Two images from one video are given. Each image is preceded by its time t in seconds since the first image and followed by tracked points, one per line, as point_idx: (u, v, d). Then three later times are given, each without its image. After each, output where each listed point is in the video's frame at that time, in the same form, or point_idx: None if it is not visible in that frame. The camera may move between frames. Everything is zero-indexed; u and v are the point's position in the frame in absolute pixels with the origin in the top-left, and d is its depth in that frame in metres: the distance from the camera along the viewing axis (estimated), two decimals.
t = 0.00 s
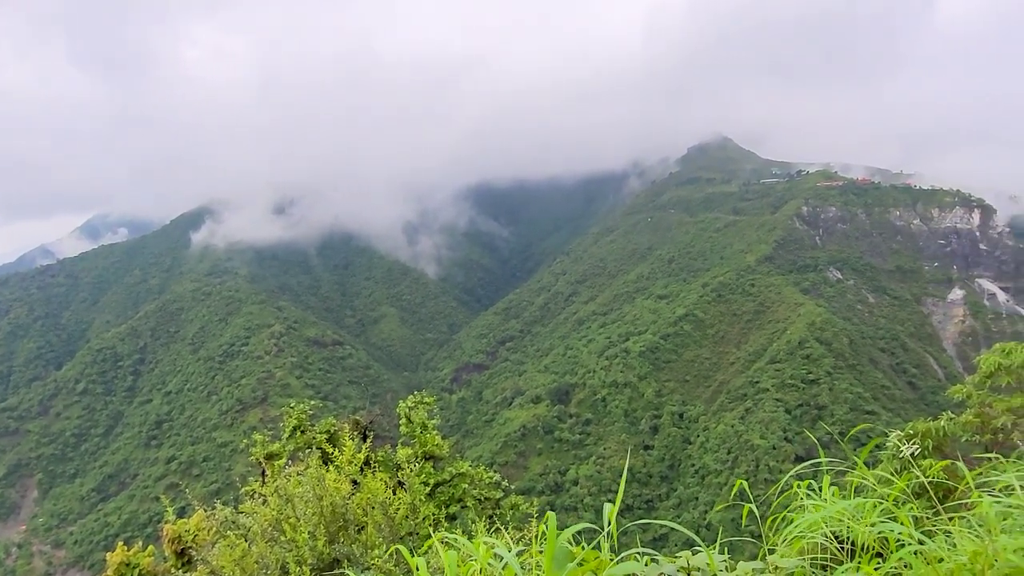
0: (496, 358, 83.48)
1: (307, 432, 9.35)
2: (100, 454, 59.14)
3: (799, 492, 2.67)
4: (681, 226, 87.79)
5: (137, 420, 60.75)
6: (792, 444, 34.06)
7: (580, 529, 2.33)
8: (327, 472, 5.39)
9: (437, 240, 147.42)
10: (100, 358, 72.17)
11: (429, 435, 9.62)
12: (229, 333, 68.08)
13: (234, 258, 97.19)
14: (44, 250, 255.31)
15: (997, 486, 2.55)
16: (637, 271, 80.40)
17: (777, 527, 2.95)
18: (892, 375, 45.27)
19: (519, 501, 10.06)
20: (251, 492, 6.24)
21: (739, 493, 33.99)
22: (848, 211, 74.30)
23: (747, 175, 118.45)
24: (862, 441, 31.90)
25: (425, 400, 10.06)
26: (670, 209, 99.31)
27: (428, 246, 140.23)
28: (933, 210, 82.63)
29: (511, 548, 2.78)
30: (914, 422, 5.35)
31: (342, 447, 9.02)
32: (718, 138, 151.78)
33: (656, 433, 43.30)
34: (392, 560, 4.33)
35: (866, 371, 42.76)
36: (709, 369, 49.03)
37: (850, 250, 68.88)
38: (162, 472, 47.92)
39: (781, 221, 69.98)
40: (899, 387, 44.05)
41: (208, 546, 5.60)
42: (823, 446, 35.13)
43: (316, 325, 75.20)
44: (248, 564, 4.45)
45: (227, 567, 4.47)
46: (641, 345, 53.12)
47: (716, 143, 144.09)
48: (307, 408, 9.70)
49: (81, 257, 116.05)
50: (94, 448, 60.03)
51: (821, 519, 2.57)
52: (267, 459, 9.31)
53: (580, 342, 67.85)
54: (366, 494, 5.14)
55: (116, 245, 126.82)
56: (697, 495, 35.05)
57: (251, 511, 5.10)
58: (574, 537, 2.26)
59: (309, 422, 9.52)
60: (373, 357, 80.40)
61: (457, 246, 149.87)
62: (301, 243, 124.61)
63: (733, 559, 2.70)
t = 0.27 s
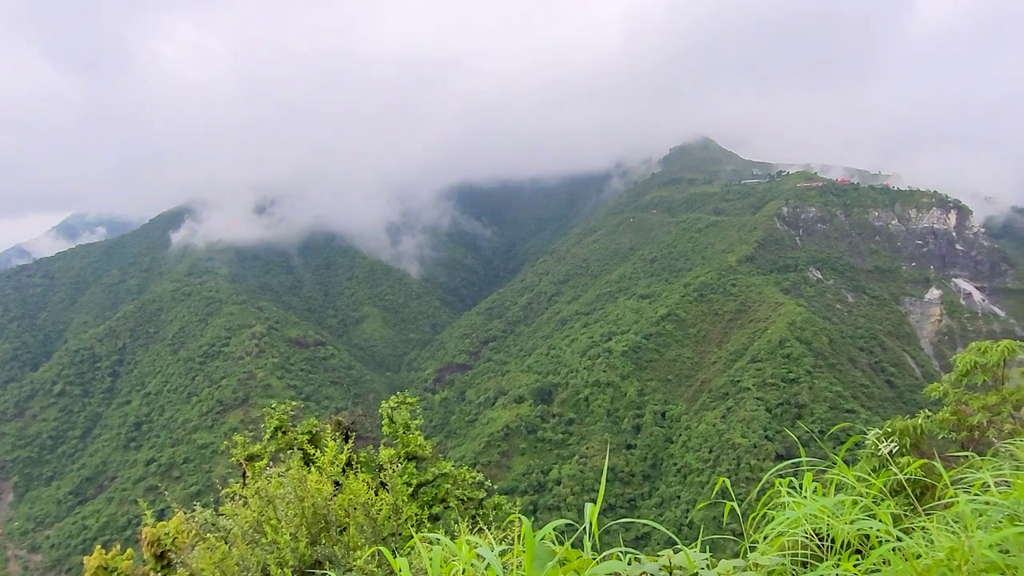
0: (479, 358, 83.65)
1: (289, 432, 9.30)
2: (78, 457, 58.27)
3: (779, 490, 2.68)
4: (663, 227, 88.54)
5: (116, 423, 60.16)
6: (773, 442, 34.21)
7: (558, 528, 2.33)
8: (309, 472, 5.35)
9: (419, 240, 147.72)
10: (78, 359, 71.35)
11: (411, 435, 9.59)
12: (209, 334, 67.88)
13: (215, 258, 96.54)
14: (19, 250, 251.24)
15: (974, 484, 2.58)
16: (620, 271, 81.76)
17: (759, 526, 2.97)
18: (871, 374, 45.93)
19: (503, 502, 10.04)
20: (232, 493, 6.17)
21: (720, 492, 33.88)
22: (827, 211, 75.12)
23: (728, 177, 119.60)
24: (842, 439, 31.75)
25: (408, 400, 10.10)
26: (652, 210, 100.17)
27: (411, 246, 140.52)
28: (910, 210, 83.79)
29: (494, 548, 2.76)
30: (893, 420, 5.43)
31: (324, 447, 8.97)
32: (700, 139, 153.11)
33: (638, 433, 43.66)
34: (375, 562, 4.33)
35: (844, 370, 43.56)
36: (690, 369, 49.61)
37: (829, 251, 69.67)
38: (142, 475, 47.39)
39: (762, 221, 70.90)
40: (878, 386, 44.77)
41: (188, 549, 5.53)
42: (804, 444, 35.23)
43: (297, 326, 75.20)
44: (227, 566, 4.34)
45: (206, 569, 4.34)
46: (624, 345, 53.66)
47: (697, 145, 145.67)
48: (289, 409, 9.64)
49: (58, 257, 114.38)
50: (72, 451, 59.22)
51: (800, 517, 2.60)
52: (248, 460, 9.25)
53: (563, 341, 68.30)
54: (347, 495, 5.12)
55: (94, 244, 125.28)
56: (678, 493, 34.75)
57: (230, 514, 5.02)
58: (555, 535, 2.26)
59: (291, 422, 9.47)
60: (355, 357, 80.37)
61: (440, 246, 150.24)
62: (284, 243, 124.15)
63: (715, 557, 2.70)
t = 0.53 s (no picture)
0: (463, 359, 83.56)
1: (271, 435, 9.24)
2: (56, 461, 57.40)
3: (762, 490, 2.68)
4: (646, 228, 89.23)
5: (95, 427, 59.47)
6: (755, 442, 34.47)
7: (545, 528, 2.32)
8: (291, 477, 5.33)
9: (403, 241, 147.81)
10: (56, 362, 70.50)
11: (395, 437, 9.57)
12: (190, 336, 67.65)
13: (196, 259, 95.99)
14: None
15: (950, 481, 2.60)
16: (603, 273, 82.88)
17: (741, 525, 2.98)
18: (851, 374, 46.51)
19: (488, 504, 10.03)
20: (213, 498, 6.09)
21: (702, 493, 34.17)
22: (809, 213, 75.89)
23: (710, 178, 120.62)
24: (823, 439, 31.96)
25: (391, 402, 10.06)
26: (636, 211, 100.93)
27: (394, 247, 140.59)
28: (889, 212, 85.03)
29: (479, 551, 2.74)
30: (874, 420, 5.57)
31: (307, 450, 8.93)
32: (683, 141, 154.04)
33: (622, 434, 44.11)
34: (358, 566, 4.30)
35: (825, 370, 44.08)
36: (673, 369, 49.94)
37: (810, 252, 70.39)
38: (121, 479, 46.81)
39: (743, 223, 71.65)
40: (859, 385, 45.37)
41: (168, 555, 5.44)
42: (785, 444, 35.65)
43: (280, 327, 74.96)
44: (207, 571, 4.30)
45: None
46: (607, 346, 54.09)
47: (680, 147, 147.08)
48: (271, 411, 9.58)
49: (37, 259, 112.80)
50: (50, 455, 58.39)
51: (784, 516, 2.59)
52: (231, 463, 9.16)
53: (547, 343, 68.65)
54: (330, 498, 5.09)
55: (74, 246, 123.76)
56: (662, 494, 35.09)
57: (211, 519, 4.97)
58: (540, 537, 2.26)
59: (273, 425, 9.39)
60: (339, 359, 80.21)
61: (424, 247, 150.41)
62: (266, 244, 123.45)
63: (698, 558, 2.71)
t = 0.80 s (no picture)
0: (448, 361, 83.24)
1: (255, 438, 9.17)
2: (35, 465, 56.47)
3: (746, 490, 2.71)
4: (631, 230, 89.76)
5: (76, 430, 58.67)
6: (740, 442, 34.64)
7: (532, 529, 2.32)
8: (276, 479, 5.30)
9: (389, 242, 147.95)
10: (35, 365, 69.58)
11: (380, 439, 9.58)
12: (172, 339, 67.31)
13: (179, 260, 95.41)
14: None
15: (931, 480, 2.64)
16: (589, 274, 83.49)
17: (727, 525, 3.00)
18: (834, 373, 46.99)
19: (473, 505, 10.05)
20: (196, 501, 5.97)
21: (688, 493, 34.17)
22: (792, 214, 76.77)
23: (694, 180, 121.68)
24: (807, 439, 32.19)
25: (376, 405, 10.04)
26: (621, 213, 101.54)
27: (379, 248, 140.52)
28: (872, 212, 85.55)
29: (466, 554, 2.72)
30: (858, 419, 5.72)
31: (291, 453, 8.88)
32: (668, 142, 154.70)
33: (608, 434, 44.41)
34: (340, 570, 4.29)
35: (809, 370, 44.52)
36: (658, 369, 50.08)
37: (794, 253, 71.01)
38: (102, 483, 46.16)
39: (727, 224, 72.24)
40: (842, 385, 45.90)
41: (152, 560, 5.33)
42: (769, 443, 35.96)
43: (264, 330, 74.69)
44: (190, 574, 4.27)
45: None
46: (593, 347, 54.40)
47: (665, 149, 148.27)
48: (255, 415, 9.53)
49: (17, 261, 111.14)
50: (29, 460, 57.50)
51: (768, 516, 2.60)
52: (213, 467, 9.10)
53: (533, 344, 68.89)
54: (314, 501, 5.09)
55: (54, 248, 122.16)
56: (648, 494, 35.18)
57: (196, 523, 4.91)
58: (529, 539, 2.26)
59: (257, 428, 9.33)
60: (325, 361, 79.99)
61: (409, 248, 150.52)
62: (250, 245, 122.48)
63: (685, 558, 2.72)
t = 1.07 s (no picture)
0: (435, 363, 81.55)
1: (239, 442, 9.11)
2: (15, 471, 55.55)
3: (731, 491, 2.72)
4: (616, 231, 90.10)
5: (56, 435, 57.81)
6: (725, 441, 34.80)
7: (518, 530, 2.32)
8: (259, 483, 5.30)
9: (374, 244, 147.73)
10: (14, 370, 68.53)
11: (365, 442, 9.55)
12: (154, 342, 66.81)
13: (161, 262, 94.65)
14: None
15: (910, 479, 2.67)
16: (574, 275, 83.94)
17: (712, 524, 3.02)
18: (817, 373, 47.40)
19: (459, 507, 10.04)
20: (179, 506, 5.95)
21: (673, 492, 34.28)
22: (775, 215, 77.44)
23: (678, 181, 122.36)
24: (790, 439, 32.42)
25: (362, 407, 10.02)
26: (606, 214, 102.00)
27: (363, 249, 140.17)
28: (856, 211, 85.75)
29: (451, 558, 2.70)
30: (841, 419, 5.88)
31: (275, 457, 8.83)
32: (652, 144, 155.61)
33: (594, 435, 44.56)
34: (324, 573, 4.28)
35: (792, 370, 44.92)
36: (644, 370, 50.38)
37: (777, 253, 71.58)
38: (83, 488, 45.47)
39: (711, 225, 72.68)
40: (825, 384, 46.36)
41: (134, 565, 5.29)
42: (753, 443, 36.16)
43: (248, 332, 74.25)
44: None
45: None
46: (578, 348, 54.50)
47: (650, 150, 149.13)
48: (239, 417, 9.47)
49: None
50: (8, 466, 56.58)
51: (753, 516, 2.61)
52: (196, 471, 9.01)
53: (518, 345, 68.98)
54: (300, 504, 5.06)
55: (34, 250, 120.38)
56: (634, 494, 35.22)
57: (178, 527, 4.88)
58: (515, 539, 2.26)
59: (241, 431, 9.28)
60: (310, 363, 79.67)
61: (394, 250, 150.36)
62: (232, 247, 121.62)
63: (671, 559, 2.73)
